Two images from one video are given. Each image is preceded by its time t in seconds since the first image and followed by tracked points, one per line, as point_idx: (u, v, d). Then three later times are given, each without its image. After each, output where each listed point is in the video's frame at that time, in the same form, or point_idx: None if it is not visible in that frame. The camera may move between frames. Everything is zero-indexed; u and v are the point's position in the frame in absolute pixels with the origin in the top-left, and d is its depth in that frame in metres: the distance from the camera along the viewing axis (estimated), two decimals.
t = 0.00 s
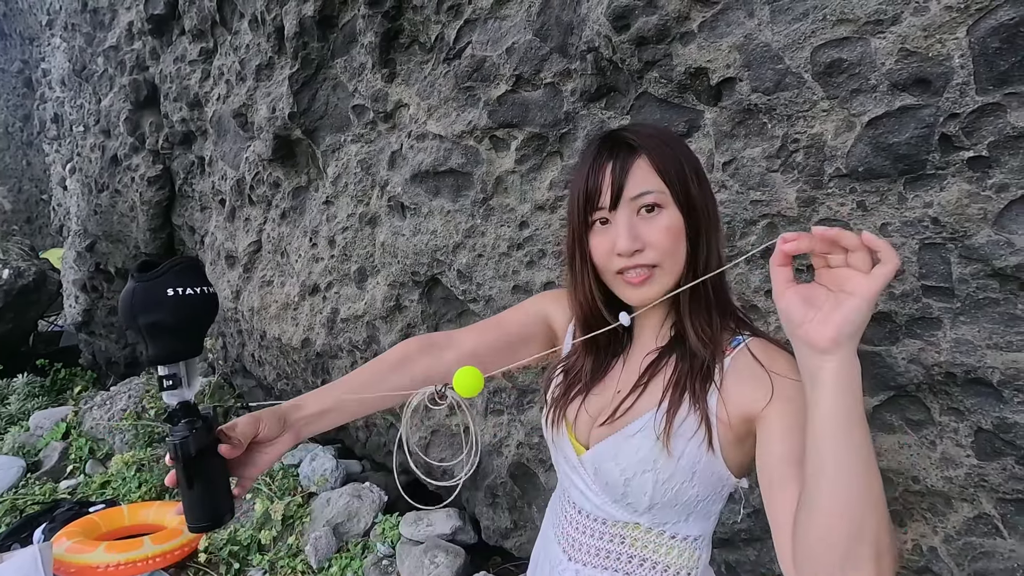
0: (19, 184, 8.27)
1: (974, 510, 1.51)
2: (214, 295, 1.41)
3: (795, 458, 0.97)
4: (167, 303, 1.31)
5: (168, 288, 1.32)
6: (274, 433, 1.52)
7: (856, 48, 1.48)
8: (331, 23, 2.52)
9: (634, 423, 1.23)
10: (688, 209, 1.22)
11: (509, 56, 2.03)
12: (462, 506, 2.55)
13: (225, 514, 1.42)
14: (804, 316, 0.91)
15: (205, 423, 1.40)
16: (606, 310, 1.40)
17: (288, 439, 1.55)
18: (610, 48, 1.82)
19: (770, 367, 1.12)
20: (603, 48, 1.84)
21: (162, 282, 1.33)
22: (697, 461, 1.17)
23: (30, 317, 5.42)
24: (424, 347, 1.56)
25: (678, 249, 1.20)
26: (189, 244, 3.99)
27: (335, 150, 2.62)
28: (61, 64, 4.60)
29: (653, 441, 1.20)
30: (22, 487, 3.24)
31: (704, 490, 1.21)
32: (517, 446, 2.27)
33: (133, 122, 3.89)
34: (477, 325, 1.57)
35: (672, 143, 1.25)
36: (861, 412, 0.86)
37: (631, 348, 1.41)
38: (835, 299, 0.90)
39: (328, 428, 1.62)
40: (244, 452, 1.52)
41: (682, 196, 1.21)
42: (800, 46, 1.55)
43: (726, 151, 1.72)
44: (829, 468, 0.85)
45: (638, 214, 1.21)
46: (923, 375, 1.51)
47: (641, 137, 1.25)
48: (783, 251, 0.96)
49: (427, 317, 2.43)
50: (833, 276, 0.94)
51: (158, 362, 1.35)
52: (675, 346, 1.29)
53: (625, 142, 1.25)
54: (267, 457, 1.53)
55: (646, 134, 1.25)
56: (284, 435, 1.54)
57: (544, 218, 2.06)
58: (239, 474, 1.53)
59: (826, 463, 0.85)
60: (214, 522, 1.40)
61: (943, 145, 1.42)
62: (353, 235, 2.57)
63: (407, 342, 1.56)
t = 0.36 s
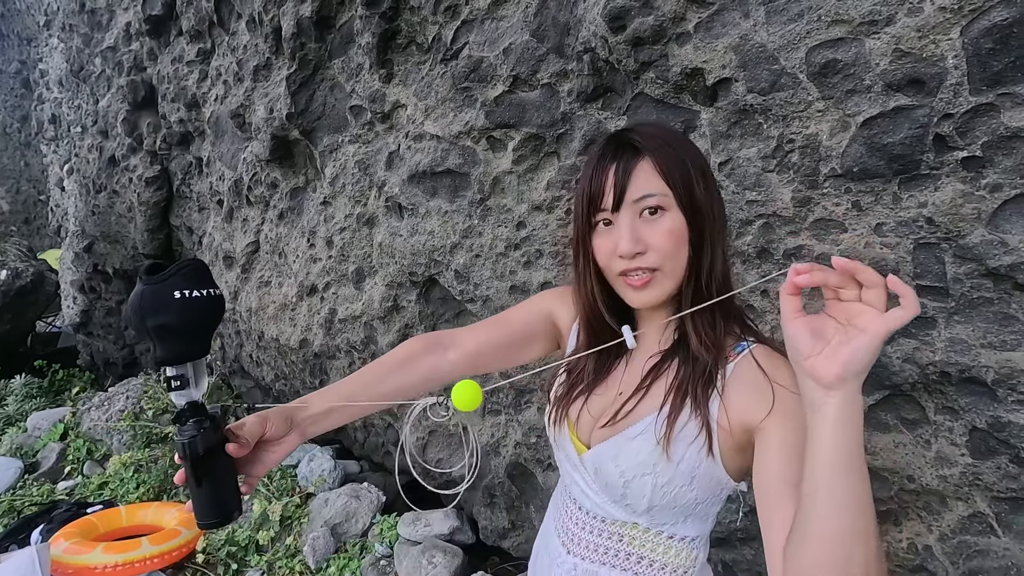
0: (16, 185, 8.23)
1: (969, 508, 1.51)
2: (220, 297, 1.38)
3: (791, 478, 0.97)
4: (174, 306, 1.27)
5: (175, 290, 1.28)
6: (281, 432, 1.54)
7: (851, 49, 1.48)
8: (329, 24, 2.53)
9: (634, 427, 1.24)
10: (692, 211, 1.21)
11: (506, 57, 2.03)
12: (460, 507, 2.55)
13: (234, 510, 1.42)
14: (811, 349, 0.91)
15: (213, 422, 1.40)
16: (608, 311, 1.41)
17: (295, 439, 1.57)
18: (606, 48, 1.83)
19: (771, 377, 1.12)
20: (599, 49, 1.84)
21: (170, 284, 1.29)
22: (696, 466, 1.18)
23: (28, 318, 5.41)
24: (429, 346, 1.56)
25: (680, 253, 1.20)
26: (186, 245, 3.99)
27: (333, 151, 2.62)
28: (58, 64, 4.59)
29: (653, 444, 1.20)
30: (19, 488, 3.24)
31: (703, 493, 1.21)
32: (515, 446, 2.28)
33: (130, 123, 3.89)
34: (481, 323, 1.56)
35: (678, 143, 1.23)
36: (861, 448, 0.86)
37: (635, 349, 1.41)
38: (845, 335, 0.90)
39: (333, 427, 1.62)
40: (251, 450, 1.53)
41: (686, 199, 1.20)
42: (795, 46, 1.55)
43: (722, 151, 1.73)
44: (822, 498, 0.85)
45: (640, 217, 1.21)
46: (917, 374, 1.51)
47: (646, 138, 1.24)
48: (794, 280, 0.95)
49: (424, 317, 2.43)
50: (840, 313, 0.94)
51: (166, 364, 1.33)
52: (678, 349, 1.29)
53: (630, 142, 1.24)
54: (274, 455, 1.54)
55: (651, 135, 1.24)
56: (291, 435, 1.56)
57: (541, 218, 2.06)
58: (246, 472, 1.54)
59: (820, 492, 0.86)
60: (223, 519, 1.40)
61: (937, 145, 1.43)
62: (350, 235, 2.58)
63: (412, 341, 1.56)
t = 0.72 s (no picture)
0: (14, 185, 8.19)
1: (965, 508, 1.51)
2: (226, 304, 1.37)
3: (788, 493, 0.98)
4: (181, 315, 1.27)
5: (182, 299, 1.27)
6: (288, 434, 1.56)
7: (848, 50, 1.49)
8: (327, 24, 2.53)
9: (635, 431, 1.24)
10: (690, 216, 1.19)
11: (504, 57, 2.03)
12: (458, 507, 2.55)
13: (241, 513, 1.43)
14: (814, 376, 0.90)
15: (220, 427, 1.40)
16: (608, 312, 1.41)
17: (301, 440, 1.59)
18: (604, 49, 1.83)
19: (773, 387, 1.11)
20: (598, 49, 1.84)
21: (177, 292, 1.28)
22: (696, 472, 1.18)
23: (26, 318, 5.40)
24: (431, 345, 1.56)
25: (675, 257, 1.19)
26: (185, 245, 3.98)
27: (331, 151, 2.62)
28: (56, 64, 4.59)
29: (654, 448, 1.20)
30: (17, 489, 3.24)
31: (703, 497, 1.21)
32: (513, 446, 2.28)
33: (129, 123, 3.89)
34: (483, 323, 1.57)
35: (680, 143, 1.21)
36: (858, 477, 0.87)
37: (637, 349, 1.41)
38: (847, 363, 0.89)
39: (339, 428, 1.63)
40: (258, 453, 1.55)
41: (683, 203, 1.18)
42: (792, 47, 1.56)
43: (719, 152, 1.73)
44: (821, 522, 0.86)
45: (636, 221, 1.20)
46: (914, 374, 1.52)
47: (647, 139, 1.22)
48: (800, 305, 0.94)
49: (423, 317, 2.43)
50: (842, 340, 0.93)
51: (173, 372, 1.33)
52: (679, 353, 1.28)
53: (630, 143, 1.23)
54: (280, 458, 1.55)
55: (653, 135, 1.22)
56: (297, 437, 1.58)
57: (539, 219, 2.06)
58: (253, 474, 1.54)
59: (818, 519, 0.86)
60: (228, 522, 1.40)
61: (933, 146, 1.43)
62: (349, 235, 2.58)
63: (415, 341, 1.57)
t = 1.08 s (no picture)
0: (12, 185, 8.17)
1: (964, 506, 1.51)
2: (234, 309, 1.37)
3: (799, 501, 0.99)
4: (189, 322, 1.26)
5: (190, 305, 1.27)
6: (294, 439, 1.56)
7: (847, 49, 1.49)
8: (326, 24, 2.52)
9: (642, 432, 1.24)
10: (698, 222, 1.18)
11: (503, 56, 2.03)
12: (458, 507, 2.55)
13: (247, 519, 1.41)
14: (831, 391, 0.90)
15: (228, 433, 1.39)
16: (616, 314, 1.41)
17: (307, 444, 1.59)
18: (603, 48, 1.83)
19: (784, 393, 1.11)
20: (597, 48, 1.84)
21: (184, 299, 1.27)
22: (703, 475, 1.18)
23: (24, 318, 5.40)
24: (438, 345, 1.55)
25: (681, 263, 1.18)
26: (183, 245, 3.98)
27: (330, 150, 2.62)
28: (54, 64, 4.58)
29: (661, 450, 1.21)
30: (16, 489, 3.23)
31: (709, 499, 1.22)
32: (513, 445, 2.27)
33: (127, 123, 3.88)
34: (489, 322, 1.57)
35: (689, 147, 1.19)
36: (871, 495, 0.86)
37: (645, 352, 1.41)
38: (864, 379, 0.89)
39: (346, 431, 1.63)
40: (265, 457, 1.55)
41: (691, 209, 1.17)
42: (791, 46, 1.56)
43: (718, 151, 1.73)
44: (833, 535, 0.86)
45: (643, 226, 1.19)
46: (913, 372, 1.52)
47: (655, 143, 1.21)
48: (819, 318, 0.93)
49: (422, 317, 2.43)
50: (860, 355, 0.92)
51: (181, 379, 1.32)
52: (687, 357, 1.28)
53: (638, 146, 1.22)
54: (286, 462, 1.56)
55: (662, 139, 1.20)
56: (303, 441, 1.58)
57: (538, 218, 2.06)
58: (259, 478, 1.56)
59: (829, 536, 0.86)
60: (235, 528, 1.39)
61: (932, 145, 1.43)
62: (348, 235, 2.57)
63: (421, 341, 1.56)
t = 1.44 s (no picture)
0: (12, 185, 8.16)
1: (964, 506, 1.51)
2: (223, 313, 1.36)
3: (795, 501, 0.99)
4: (178, 326, 1.26)
5: (179, 309, 1.26)
6: (283, 445, 1.55)
7: (847, 47, 1.48)
8: (324, 23, 2.52)
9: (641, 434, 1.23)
10: (694, 218, 1.17)
11: (501, 55, 2.03)
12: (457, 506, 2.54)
13: (235, 528, 1.41)
14: (823, 394, 0.90)
15: (215, 440, 1.38)
16: (612, 312, 1.40)
17: (295, 450, 1.58)
18: (602, 46, 1.83)
19: (782, 391, 1.11)
20: (596, 47, 1.84)
21: (172, 302, 1.26)
22: (704, 475, 1.18)
23: (23, 318, 5.39)
24: (432, 347, 1.55)
25: (676, 259, 1.18)
26: (183, 245, 3.98)
27: (329, 150, 2.62)
28: (53, 64, 4.57)
29: (661, 452, 1.20)
30: (15, 489, 3.23)
31: (709, 499, 1.22)
32: (512, 445, 2.27)
33: (126, 122, 3.87)
34: (483, 323, 1.56)
35: (687, 143, 1.19)
36: (863, 497, 0.86)
37: (641, 350, 1.40)
38: (857, 382, 0.88)
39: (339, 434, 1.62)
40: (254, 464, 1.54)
41: (687, 205, 1.17)
42: (791, 44, 1.55)
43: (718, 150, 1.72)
44: (825, 538, 0.85)
45: (639, 221, 1.19)
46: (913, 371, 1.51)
47: (653, 138, 1.21)
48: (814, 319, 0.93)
49: (421, 316, 2.43)
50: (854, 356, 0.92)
51: (169, 385, 1.32)
52: (684, 355, 1.27)
53: (635, 141, 1.22)
54: (275, 468, 1.55)
55: (659, 135, 1.20)
56: (293, 446, 1.58)
57: (537, 217, 2.06)
58: (248, 485, 1.54)
59: (820, 538, 0.86)
60: (222, 538, 1.39)
61: (932, 143, 1.43)
62: (347, 234, 2.57)
63: (415, 343, 1.56)
